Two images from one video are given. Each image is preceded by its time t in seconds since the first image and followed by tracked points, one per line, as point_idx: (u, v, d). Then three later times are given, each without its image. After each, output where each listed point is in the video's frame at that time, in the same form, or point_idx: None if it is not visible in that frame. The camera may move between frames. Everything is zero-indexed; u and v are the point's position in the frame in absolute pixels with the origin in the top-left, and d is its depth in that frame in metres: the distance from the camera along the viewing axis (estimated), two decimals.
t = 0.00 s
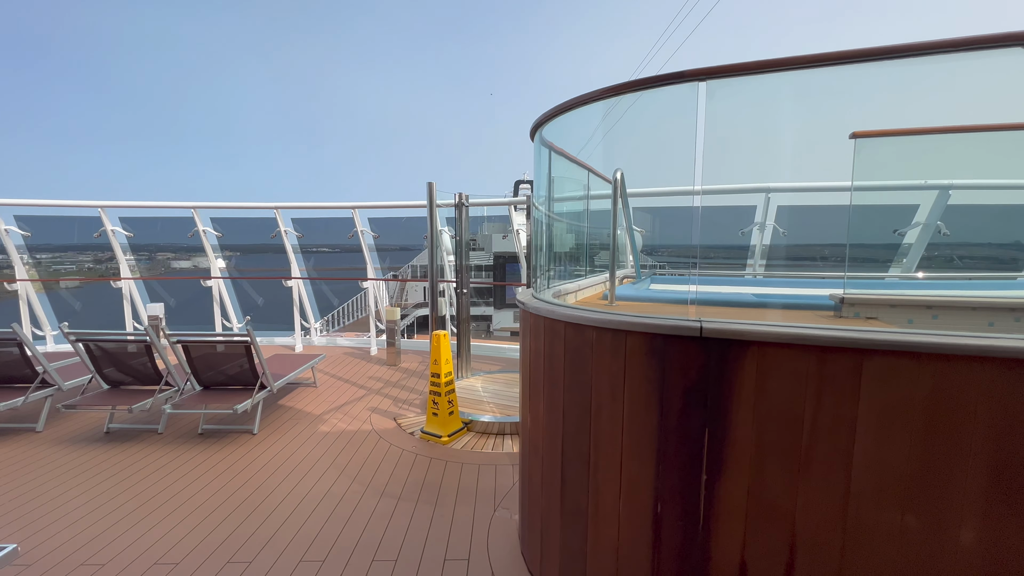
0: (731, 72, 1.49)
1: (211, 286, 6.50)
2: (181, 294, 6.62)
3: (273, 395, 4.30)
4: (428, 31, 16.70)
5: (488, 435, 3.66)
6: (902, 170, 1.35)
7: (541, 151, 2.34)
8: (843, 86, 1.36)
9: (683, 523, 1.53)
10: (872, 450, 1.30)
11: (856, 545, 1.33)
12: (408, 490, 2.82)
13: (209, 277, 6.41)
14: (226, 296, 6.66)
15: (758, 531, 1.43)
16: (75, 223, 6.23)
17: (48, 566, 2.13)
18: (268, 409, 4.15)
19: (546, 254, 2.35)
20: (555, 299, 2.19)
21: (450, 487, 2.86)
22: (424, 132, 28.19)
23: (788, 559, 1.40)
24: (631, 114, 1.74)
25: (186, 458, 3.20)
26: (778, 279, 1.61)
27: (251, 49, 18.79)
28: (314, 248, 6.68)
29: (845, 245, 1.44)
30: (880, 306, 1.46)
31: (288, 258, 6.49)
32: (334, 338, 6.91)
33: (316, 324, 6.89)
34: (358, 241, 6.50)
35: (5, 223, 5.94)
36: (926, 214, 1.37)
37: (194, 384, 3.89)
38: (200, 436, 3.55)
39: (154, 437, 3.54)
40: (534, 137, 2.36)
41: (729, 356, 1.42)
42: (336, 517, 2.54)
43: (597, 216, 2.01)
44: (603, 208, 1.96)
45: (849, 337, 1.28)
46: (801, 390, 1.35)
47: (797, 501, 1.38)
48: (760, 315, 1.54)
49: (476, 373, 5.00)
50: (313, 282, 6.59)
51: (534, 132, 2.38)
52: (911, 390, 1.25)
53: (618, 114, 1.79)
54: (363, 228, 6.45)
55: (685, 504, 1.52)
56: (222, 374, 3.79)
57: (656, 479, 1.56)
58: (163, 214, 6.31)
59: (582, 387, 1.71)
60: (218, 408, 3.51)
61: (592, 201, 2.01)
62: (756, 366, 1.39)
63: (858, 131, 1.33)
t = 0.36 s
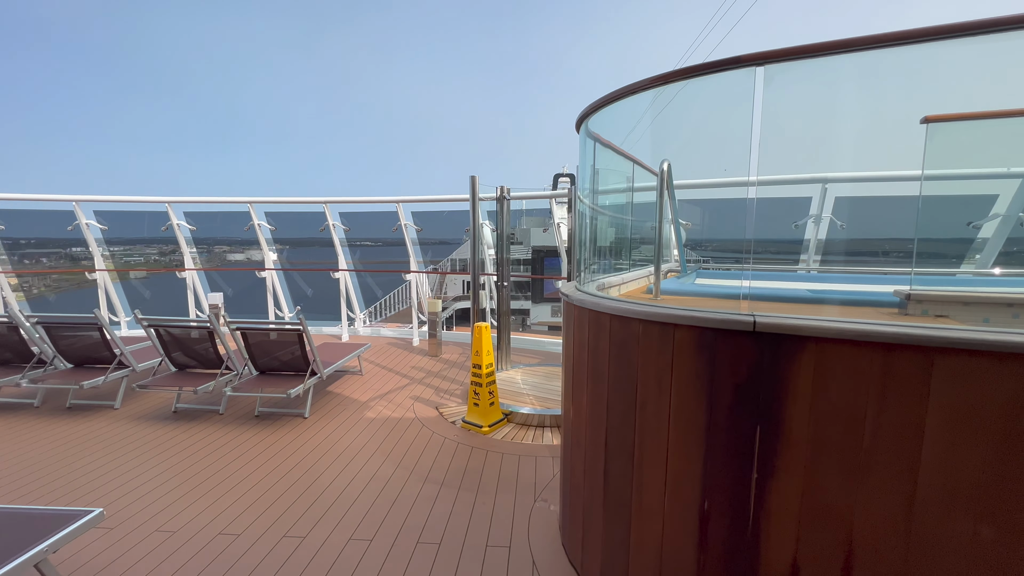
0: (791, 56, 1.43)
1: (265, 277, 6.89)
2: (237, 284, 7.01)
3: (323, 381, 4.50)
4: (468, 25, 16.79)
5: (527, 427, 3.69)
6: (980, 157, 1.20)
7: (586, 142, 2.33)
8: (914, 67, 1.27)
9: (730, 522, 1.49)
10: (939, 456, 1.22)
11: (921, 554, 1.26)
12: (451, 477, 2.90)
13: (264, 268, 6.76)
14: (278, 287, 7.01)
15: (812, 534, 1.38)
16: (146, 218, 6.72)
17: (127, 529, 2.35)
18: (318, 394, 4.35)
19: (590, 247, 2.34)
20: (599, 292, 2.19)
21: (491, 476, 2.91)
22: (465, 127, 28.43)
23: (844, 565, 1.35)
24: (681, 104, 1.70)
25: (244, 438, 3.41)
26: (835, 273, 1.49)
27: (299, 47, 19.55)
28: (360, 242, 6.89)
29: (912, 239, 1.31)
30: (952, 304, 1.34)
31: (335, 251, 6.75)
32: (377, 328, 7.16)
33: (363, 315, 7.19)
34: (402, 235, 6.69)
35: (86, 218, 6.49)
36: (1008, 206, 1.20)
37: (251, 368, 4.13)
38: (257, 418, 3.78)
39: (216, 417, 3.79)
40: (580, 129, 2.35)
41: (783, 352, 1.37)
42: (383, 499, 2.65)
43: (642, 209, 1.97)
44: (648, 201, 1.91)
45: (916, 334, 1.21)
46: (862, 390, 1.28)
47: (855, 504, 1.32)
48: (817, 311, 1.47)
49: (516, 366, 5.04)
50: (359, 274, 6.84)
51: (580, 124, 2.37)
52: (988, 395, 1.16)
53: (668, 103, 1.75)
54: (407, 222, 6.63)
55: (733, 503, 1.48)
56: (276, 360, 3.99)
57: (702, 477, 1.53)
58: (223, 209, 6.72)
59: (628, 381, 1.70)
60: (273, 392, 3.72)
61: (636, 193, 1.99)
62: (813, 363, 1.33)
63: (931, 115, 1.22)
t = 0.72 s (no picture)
0: (864, 36, 1.33)
1: (318, 269, 7.19)
2: (291, 275, 7.37)
3: (371, 369, 4.68)
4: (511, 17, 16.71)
5: (570, 421, 3.70)
6: None
7: (637, 134, 2.29)
8: (1005, 44, 1.16)
9: (786, 523, 1.45)
10: None
11: (1002, 570, 1.18)
12: (495, 466, 2.95)
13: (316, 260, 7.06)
14: (329, 279, 7.30)
15: (877, 541, 1.32)
16: (209, 212, 7.17)
17: (197, 499, 2.55)
18: (367, 382, 4.53)
19: (639, 240, 2.32)
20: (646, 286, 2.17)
21: (534, 466, 2.95)
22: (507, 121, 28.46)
23: None
24: (740, 92, 1.65)
25: (300, 420, 3.61)
26: (905, 270, 1.35)
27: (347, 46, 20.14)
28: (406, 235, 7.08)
29: (996, 234, 1.23)
30: None
31: (383, 245, 6.97)
32: (421, 320, 7.35)
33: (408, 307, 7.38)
34: (446, 229, 6.81)
35: (159, 212, 7.14)
36: None
37: (306, 355, 4.34)
38: (311, 402, 3.98)
39: (274, 400, 4.03)
40: (631, 121, 2.31)
41: (850, 350, 1.31)
42: (430, 484, 2.74)
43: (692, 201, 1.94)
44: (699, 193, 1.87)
45: (1003, 335, 1.11)
46: (938, 393, 1.21)
47: (926, 512, 1.25)
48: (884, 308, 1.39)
49: (558, 359, 5.04)
50: (404, 267, 7.01)
51: (631, 115, 2.34)
52: None
53: (726, 91, 1.69)
54: (452, 215, 6.72)
55: (790, 504, 1.44)
56: (329, 347, 4.18)
57: (757, 475, 1.49)
58: (279, 204, 7.07)
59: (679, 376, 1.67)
60: (326, 378, 3.91)
61: (686, 185, 1.96)
62: (882, 363, 1.26)
63: (1022, 97, 1.13)
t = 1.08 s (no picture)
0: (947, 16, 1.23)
1: (363, 263, 7.34)
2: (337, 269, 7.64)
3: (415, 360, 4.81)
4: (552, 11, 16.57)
5: (611, 416, 3.67)
6: None
7: (689, 125, 2.23)
8: None
9: (847, 528, 1.39)
10: None
11: None
12: (537, 458, 2.98)
13: (361, 254, 7.25)
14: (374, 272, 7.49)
15: (949, 552, 1.24)
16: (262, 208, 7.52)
17: (257, 476, 2.71)
18: (411, 372, 4.65)
19: (689, 234, 2.27)
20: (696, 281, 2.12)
21: (576, 460, 2.95)
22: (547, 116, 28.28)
23: None
24: (804, 80, 1.57)
25: (349, 407, 3.76)
26: (981, 268, 1.25)
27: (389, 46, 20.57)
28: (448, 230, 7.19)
29: None
30: None
31: (425, 240, 7.13)
32: (462, 313, 7.50)
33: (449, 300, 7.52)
34: (487, 223, 6.88)
35: (217, 208, 7.57)
36: None
37: (353, 345, 4.51)
38: (358, 390, 4.14)
39: (324, 387, 4.22)
40: (683, 112, 2.26)
41: (923, 351, 1.23)
42: (474, 473, 2.80)
43: (744, 193, 1.87)
44: (750, 184, 1.81)
45: None
46: None
47: (1007, 525, 1.16)
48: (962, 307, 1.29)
49: (598, 355, 5.01)
50: (446, 262, 7.14)
51: (683, 106, 2.28)
52: None
53: (788, 80, 1.62)
54: (493, 210, 6.77)
55: (851, 509, 1.38)
56: (376, 338, 4.31)
57: (815, 477, 1.44)
58: (327, 199, 7.34)
59: (733, 373, 1.63)
60: (373, 367, 4.05)
61: (738, 177, 1.90)
62: (960, 366, 1.19)
63: None
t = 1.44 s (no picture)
0: None
1: (413, 257, 7.57)
2: (388, 263, 7.86)
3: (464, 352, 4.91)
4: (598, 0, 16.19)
5: (660, 414, 3.61)
6: None
7: (755, 116, 2.15)
8: None
9: (928, 541, 1.31)
10: None
11: None
12: (585, 452, 2.98)
13: (410, 248, 7.42)
14: (423, 266, 7.63)
15: None
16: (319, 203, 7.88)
17: (318, 458, 2.87)
18: (460, 364, 4.75)
19: (751, 229, 2.19)
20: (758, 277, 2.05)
21: (626, 457, 2.92)
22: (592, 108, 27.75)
23: None
24: (890, 65, 1.46)
25: (401, 396, 3.89)
26: None
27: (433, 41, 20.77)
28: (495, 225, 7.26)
29: None
30: None
31: (473, 235, 7.24)
32: (507, 308, 7.55)
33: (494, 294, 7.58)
34: (534, 218, 6.90)
35: (279, 204, 8.06)
36: None
37: (405, 336, 4.66)
38: (410, 379, 4.27)
39: (377, 375, 4.39)
40: (748, 103, 2.18)
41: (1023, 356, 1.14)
42: (523, 464, 2.83)
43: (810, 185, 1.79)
44: (818, 176, 1.73)
45: None
46: None
47: None
48: None
49: (647, 352, 4.92)
50: (492, 256, 7.20)
51: (748, 96, 2.20)
52: None
53: (871, 65, 1.51)
54: (540, 205, 6.78)
55: (933, 521, 1.30)
56: (427, 329, 4.43)
57: (892, 485, 1.36)
58: (379, 195, 7.58)
59: (801, 374, 1.57)
60: (423, 358, 4.17)
61: (804, 169, 1.81)
62: None
63: None
